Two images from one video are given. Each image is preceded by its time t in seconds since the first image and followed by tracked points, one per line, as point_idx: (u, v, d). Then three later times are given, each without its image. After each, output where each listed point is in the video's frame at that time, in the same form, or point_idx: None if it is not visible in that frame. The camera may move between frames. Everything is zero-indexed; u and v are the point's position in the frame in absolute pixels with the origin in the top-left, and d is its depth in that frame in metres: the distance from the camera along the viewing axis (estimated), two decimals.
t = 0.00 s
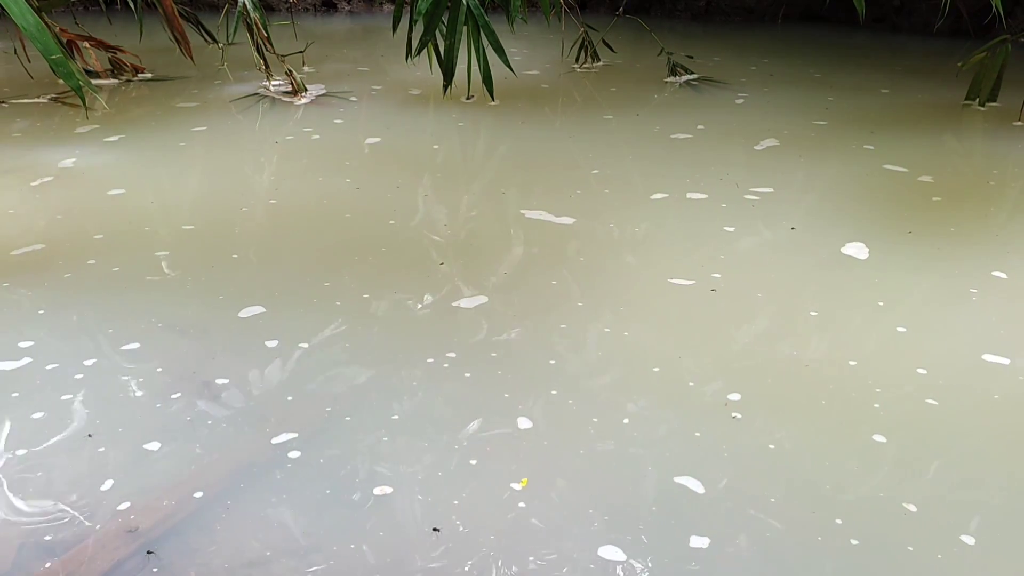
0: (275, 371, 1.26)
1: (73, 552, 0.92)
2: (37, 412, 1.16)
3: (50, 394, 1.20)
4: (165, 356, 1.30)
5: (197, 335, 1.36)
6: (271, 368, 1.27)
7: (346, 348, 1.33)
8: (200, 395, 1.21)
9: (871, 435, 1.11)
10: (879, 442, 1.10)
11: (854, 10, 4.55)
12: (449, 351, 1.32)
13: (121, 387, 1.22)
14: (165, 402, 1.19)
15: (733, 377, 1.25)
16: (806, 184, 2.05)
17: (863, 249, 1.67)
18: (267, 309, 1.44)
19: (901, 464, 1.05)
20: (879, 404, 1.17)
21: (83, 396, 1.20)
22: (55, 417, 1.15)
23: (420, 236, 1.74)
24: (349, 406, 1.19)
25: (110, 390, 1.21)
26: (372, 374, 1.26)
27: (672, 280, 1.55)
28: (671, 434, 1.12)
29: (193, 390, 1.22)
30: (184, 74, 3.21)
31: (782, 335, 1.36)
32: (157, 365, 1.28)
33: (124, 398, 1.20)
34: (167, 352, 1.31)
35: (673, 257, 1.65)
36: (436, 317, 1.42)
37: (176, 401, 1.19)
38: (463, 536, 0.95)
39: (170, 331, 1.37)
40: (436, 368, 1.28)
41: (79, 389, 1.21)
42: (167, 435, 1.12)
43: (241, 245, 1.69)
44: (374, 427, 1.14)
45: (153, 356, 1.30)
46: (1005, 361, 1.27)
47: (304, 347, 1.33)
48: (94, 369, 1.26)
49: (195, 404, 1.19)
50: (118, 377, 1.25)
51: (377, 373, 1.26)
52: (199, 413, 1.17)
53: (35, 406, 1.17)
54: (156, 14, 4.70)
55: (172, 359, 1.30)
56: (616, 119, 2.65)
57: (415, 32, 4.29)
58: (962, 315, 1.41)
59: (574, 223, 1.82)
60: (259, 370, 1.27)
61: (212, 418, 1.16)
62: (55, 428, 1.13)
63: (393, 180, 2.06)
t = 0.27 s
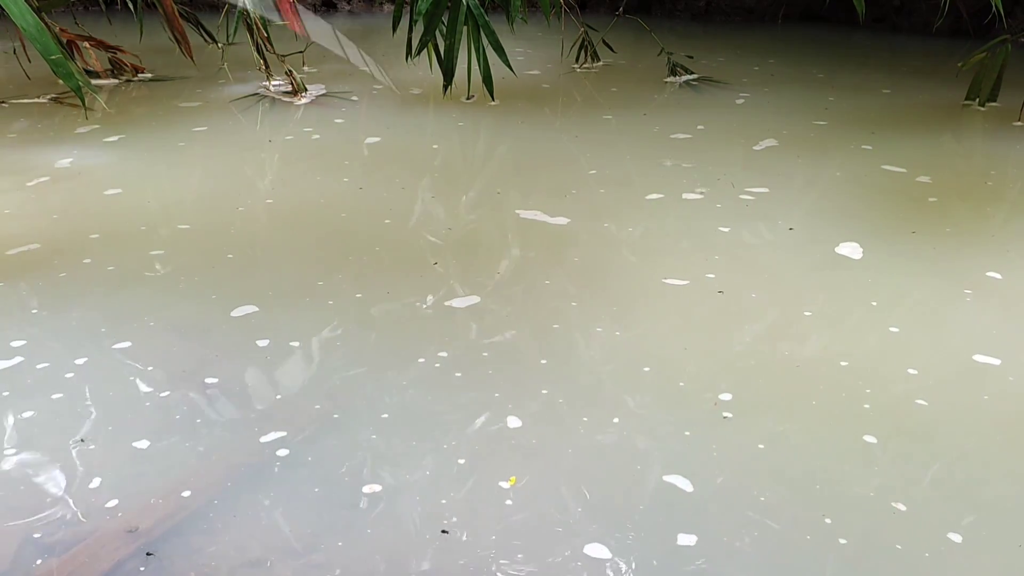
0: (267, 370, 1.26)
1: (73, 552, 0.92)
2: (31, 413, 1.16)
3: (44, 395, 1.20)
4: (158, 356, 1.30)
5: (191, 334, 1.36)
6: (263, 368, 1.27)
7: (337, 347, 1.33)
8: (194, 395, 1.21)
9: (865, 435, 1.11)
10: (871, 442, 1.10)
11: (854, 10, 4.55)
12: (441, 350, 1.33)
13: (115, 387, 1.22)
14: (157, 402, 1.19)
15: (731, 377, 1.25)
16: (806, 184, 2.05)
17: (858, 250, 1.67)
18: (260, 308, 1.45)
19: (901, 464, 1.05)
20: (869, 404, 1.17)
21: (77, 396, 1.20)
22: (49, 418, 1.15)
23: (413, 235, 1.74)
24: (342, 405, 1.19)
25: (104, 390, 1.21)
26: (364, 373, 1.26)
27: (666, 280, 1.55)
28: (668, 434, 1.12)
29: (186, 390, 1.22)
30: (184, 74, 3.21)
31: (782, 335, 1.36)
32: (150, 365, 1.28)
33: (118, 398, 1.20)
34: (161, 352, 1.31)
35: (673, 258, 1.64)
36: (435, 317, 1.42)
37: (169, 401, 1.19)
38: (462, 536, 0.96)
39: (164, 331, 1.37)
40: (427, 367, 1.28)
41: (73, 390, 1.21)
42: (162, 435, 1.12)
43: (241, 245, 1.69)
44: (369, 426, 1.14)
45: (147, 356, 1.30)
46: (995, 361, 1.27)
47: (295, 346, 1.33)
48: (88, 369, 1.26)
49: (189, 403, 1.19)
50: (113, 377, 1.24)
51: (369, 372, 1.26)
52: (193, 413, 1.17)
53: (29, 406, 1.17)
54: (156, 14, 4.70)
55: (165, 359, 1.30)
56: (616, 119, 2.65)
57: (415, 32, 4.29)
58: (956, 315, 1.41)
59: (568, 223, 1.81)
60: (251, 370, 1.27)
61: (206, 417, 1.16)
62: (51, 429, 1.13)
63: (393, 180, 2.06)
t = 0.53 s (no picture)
0: (260, 369, 1.27)
1: (73, 552, 0.92)
2: (25, 415, 1.16)
3: (39, 397, 1.20)
4: (153, 356, 1.30)
5: (185, 334, 1.36)
6: (255, 367, 1.28)
7: (329, 346, 1.33)
8: (188, 395, 1.21)
9: (855, 436, 1.11)
10: (862, 442, 1.10)
11: (855, 10, 4.55)
12: (432, 349, 1.33)
13: (109, 387, 1.22)
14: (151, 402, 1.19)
15: (728, 377, 1.25)
16: (806, 185, 2.05)
17: (851, 251, 1.67)
18: (253, 307, 1.45)
19: (900, 464, 1.06)
20: (859, 404, 1.18)
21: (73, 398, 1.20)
22: (45, 419, 1.15)
23: (407, 234, 1.75)
24: (335, 404, 1.19)
25: (100, 391, 1.21)
26: (357, 373, 1.26)
27: (660, 280, 1.55)
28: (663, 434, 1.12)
29: (179, 390, 1.22)
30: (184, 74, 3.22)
31: (781, 335, 1.36)
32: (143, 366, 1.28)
33: (112, 398, 1.20)
34: (155, 353, 1.31)
35: (673, 258, 1.64)
36: (434, 317, 1.42)
37: (163, 401, 1.19)
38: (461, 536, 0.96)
39: (159, 331, 1.37)
40: (418, 366, 1.28)
41: (67, 391, 1.21)
42: (159, 435, 1.12)
43: (240, 245, 1.69)
44: (364, 425, 1.15)
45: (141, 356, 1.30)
46: (985, 361, 1.27)
47: (286, 344, 1.33)
48: (82, 371, 1.26)
49: (184, 404, 1.19)
50: (108, 377, 1.24)
51: (361, 371, 1.27)
52: (188, 413, 1.17)
53: (24, 408, 1.17)
54: (156, 14, 4.70)
55: (159, 358, 1.30)
56: (616, 119, 2.65)
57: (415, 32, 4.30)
58: (950, 316, 1.41)
59: (563, 223, 1.82)
60: (243, 369, 1.27)
61: (201, 417, 1.16)
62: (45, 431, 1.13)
63: (393, 180, 2.06)
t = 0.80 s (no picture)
0: (254, 370, 1.27)
1: (74, 552, 0.92)
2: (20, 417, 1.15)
3: (35, 398, 1.19)
4: (147, 357, 1.30)
5: (180, 334, 1.36)
6: (248, 367, 1.28)
7: (321, 346, 1.33)
8: (181, 395, 1.21)
9: (846, 437, 1.11)
10: (853, 443, 1.10)
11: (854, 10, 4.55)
12: (424, 349, 1.33)
13: (102, 388, 1.21)
14: (147, 403, 1.19)
15: (728, 377, 1.25)
16: (805, 185, 2.05)
17: (846, 252, 1.67)
18: (245, 306, 1.45)
19: (904, 464, 1.05)
20: (858, 404, 1.18)
21: (71, 399, 1.19)
22: (41, 421, 1.14)
23: (401, 234, 1.75)
24: (329, 405, 1.19)
25: (94, 391, 1.21)
26: (350, 373, 1.26)
27: (655, 280, 1.55)
28: (664, 435, 1.12)
29: (171, 391, 1.22)
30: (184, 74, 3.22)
31: (781, 336, 1.36)
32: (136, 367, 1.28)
33: (105, 400, 1.19)
34: (149, 354, 1.31)
35: (673, 258, 1.64)
36: (435, 318, 1.42)
37: (159, 402, 1.19)
38: (464, 537, 0.96)
39: (156, 332, 1.37)
40: (409, 366, 1.28)
41: (62, 390, 1.21)
42: (154, 435, 1.12)
43: (240, 245, 1.69)
44: (361, 426, 1.15)
45: (134, 357, 1.30)
46: (977, 362, 1.27)
47: (276, 343, 1.34)
48: (77, 371, 1.26)
49: (178, 404, 1.19)
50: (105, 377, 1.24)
51: (352, 371, 1.27)
52: (183, 414, 1.17)
53: (20, 409, 1.17)
54: (156, 14, 4.71)
55: (151, 358, 1.30)
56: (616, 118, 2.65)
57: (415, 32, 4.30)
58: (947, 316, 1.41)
59: (558, 222, 1.82)
60: (236, 369, 1.27)
61: (195, 418, 1.16)
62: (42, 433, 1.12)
63: (393, 180, 2.06)
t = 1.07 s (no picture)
0: (249, 370, 1.27)
1: (73, 552, 0.92)
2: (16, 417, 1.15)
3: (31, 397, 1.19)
4: (144, 357, 1.30)
5: (177, 334, 1.36)
6: (243, 367, 1.28)
7: (316, 345, 1.34)
8: (177, 395, 1.21)
9: (835, 437, 1.11)
10: (843, 443, 1.10)
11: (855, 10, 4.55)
12: (414, 349, 1.33)
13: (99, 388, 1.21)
14: (143, 402, 1.19)
15: (726, 377, 1.25)
16: (805, 185, 2.05)
17: (840, 252, 1.67)
18: (237, 306, 1.45)
19: (903, 464, 1.05)
20: (856, 404, 1.18)
21: (68, 398, 1.19)
22: (38, 421, 1.14)
23: (398, 233, 1.75)
24: (326, 405, 1.19)
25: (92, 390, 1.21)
26: (350, 373, 1.26)
27: (649, 280, 1.55)
28: (663, 435, 1.12)
29: (168, 391, 1.22)
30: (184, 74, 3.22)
31: (781, 336, 1.36)
32: (132, 366, 1.28)
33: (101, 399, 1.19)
34: (145, 355, 1.31)
35: (672, 258, 1.64)
36: (434, 318, 1.42)
37: (155, 402, 1.19)
38: (464, 536, 0.96)
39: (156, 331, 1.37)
40: (400, 366, 1.28)
41: (58, 389, 1.20)
42: (151, 435, 1.12)
43: (240, 245, 1.69)
44: (360, 425, 1.15)
45: (130, 356, 1.30)
46: (967, 362, 1.27)
47: (269, 343, 1.34)
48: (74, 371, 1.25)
49: (175, 404, 1.19)
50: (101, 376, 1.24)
51: (347, 370, 1.27)
52: (180, 413, 1.17)
53: (16, 409, 1.16)
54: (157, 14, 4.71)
55: (146, 358, 1.30)
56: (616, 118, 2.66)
57: (415, 32, 4.30)
58: (945, 316, 1.41)
59: (552, 222, 1.82)
60: (231, 369, 1.27)
61: (193, 417, 1.16)
62: (38, 434, 1.12)
63: (392, 180, 2.06)
